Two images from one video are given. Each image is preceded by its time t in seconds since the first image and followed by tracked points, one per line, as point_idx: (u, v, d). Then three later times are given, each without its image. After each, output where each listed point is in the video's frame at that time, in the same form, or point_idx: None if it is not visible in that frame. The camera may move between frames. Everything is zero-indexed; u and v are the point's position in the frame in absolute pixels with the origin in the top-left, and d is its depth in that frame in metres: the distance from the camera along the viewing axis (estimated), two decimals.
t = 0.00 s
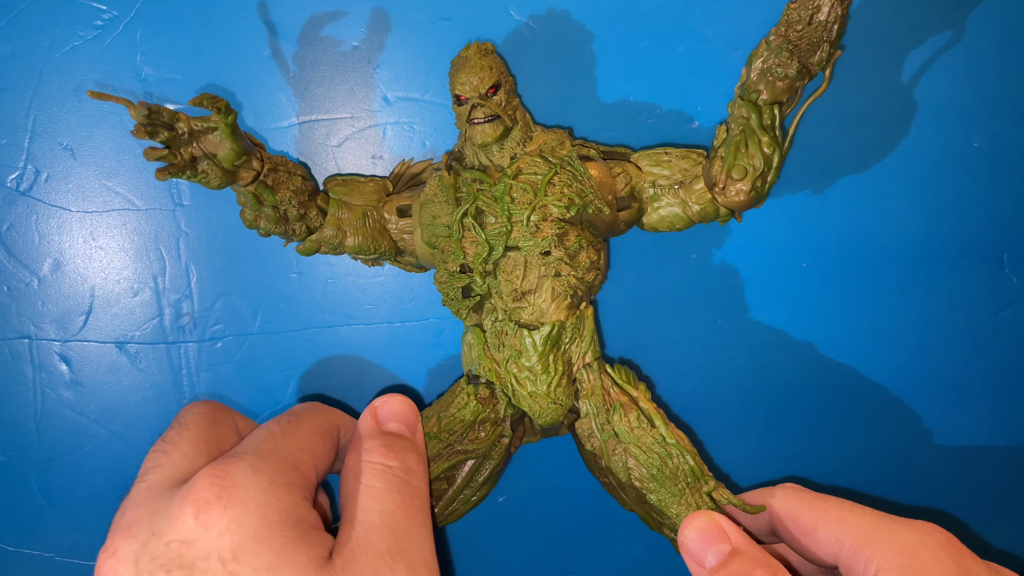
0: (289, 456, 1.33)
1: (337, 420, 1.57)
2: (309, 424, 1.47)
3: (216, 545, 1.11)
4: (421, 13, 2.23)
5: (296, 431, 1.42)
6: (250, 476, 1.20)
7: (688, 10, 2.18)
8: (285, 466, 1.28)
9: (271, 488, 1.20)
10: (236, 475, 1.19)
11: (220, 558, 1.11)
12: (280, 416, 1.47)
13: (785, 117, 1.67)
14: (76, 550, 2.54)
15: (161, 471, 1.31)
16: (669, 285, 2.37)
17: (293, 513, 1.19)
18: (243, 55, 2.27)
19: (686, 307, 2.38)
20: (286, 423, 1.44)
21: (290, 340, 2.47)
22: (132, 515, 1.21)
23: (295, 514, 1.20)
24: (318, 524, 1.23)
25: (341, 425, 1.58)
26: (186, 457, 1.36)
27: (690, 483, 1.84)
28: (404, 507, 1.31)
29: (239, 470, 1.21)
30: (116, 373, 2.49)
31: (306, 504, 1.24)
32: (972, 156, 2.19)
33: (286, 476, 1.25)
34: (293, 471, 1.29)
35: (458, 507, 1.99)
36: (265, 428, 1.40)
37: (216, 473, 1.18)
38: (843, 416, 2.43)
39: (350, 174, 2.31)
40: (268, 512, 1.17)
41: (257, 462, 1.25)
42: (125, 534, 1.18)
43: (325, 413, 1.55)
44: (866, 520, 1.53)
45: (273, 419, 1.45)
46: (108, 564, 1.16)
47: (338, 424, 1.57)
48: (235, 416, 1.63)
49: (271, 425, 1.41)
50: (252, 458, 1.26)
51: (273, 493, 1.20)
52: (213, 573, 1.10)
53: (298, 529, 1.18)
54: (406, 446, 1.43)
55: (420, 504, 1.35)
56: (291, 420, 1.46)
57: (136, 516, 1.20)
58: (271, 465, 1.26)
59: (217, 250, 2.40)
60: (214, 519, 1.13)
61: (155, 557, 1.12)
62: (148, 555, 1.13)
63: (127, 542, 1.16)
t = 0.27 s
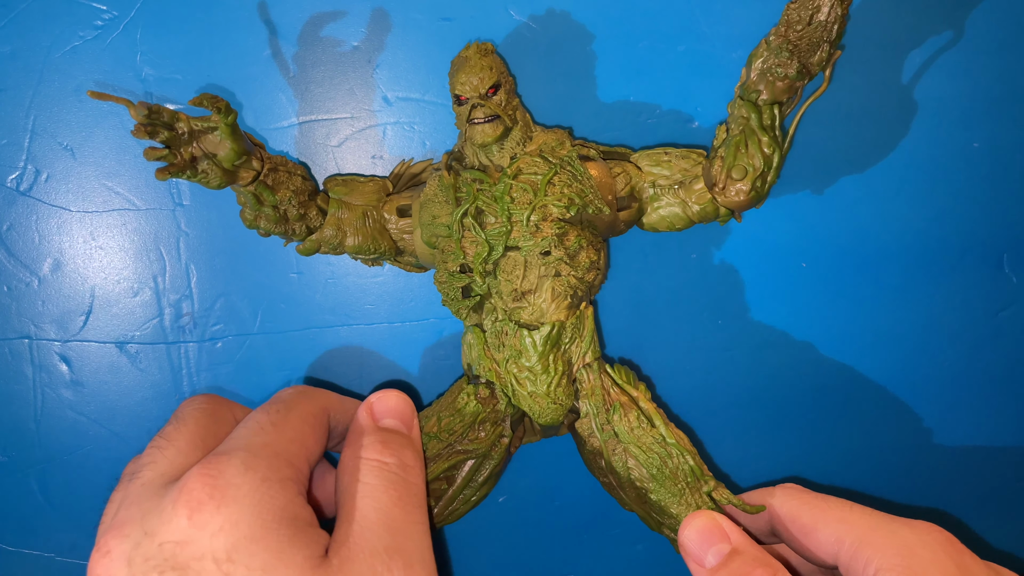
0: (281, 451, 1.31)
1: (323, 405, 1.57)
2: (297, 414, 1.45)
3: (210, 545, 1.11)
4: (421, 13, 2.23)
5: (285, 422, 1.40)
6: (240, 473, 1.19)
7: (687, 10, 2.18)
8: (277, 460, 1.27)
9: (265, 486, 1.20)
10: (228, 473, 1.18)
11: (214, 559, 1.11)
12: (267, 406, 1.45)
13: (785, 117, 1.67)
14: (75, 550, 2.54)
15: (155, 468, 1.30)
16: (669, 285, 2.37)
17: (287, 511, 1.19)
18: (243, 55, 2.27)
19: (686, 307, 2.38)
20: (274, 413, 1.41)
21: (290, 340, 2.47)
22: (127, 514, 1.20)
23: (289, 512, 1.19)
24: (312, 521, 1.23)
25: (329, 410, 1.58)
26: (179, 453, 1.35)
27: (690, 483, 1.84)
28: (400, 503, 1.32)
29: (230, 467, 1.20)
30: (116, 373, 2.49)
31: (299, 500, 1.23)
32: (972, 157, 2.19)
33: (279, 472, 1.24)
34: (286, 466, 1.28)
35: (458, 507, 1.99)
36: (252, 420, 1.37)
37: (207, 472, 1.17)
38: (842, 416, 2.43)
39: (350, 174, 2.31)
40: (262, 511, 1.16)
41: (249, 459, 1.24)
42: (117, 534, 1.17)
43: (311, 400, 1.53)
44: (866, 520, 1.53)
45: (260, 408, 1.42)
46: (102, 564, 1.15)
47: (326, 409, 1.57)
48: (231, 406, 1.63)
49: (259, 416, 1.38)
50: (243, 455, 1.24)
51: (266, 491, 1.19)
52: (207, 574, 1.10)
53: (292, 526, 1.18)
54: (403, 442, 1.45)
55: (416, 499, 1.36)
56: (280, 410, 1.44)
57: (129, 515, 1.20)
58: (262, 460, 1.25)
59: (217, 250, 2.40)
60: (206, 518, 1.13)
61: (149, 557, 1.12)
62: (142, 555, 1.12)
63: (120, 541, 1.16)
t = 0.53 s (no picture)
0: (289, 453, 1.17)
1: (361, 389, 1.40)
2: (322, 402, 1.29)
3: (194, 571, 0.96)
4: (421, 13, 2.23)
5: (303, 413, 1.24)
6: (232, 483, 1.05)
7: (688, 10, 2.18)
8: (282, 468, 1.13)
9: (257, 503, 1.06)
10: (217, 478, 1.04)
11: None
12: (293, 384, 1.29)
13: (785, 117, 1.67)
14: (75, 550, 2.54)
15: (161, 438, 1.12)
16: (669, 285, 2.36)
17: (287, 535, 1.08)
18: (243, 55, 2.27)
19: (687, 307, 2.38)
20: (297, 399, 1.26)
21: (290, 340, 2.47)
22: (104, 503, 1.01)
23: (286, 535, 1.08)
24: (317, 543, 1.14)
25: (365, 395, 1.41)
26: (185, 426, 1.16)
27: (690, 483, 1.84)
28: (418, 514, 1.25)
29: (221, 472, 1.05)
30: (116, 374, 2.48)
31: (300, 520, 1.12)
32: (972, 157, 2.19)
33: (279, 482, 1.11)
34: (289, 473, 1.15)
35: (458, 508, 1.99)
36: (266, 404, 1.22)
37: (192, 473, 1.02)
38: (842, 417, 2.43)
39: (350, 174, 2.31)
40: (252, 535, 1.03)
41: (247, 463, 1.09)
42: (95, 516, 0.98)
43: (347, 383, 1.37)
44: (866, 520, 1.53)
45: (283, 389, 1.26)
46: (70, 550, 0.97)
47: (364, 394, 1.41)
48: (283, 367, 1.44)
49: (276, 402, 1.22)
50: (241, 457, 1.09)
51: (258, 512, 1.05)
52: None
53: (291, 552, 1.07)
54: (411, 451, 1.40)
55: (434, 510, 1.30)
56: (304, 394, 1.28)
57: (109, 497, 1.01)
58: (261, 464, 1.11)
59: (217, 250, 2.40)
60: (186, 533, 0.98)
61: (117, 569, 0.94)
62: (112, 562, 0.95)
63: (96, 529, 0.97)
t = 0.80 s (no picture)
0: (311, 454, 1.24)
1: (385, 396, 1.51)
2: (345, 407, 1.39)
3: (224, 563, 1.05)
4: (421, 13, 2.23)
5: (329, 417, 1.34)
6: (258, 479, 1.13)
7: (688, 10, 2.18)
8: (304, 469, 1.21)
9: (281, 497, 1.13)
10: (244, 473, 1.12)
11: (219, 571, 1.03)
12: (321, 391, 1.39)
13: (785, 117, 1.67)
14: (75, 550, 2.54)
15: (194, 439, 1.25)
16: (669, 285, 2.37)
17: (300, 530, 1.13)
18: (244, 56, 2.27)
19: (687, 307, 2.38)
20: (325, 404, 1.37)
21: (290, 340, 2.47)
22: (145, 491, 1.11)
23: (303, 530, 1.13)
24: (332, 539, 1.18)
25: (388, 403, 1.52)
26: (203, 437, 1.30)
27: (690, 483, 1.84)
28: (433, 523, 1.33)
29: (248, 467, 1.13)
30: (116, 374, 2.49)
31: (317, 518, 1.17)
32: (972, 157, 2.19)
33: (301, 481, 1.18)
34: (311, 474, 1.21)
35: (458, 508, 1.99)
36: (295, 408, 1.32)
37: (223, 466, 1.10)
38: (843, 417, 2.43)
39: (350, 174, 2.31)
40: (274, 528, 1.10)
41: (273, 462, 1.17)
42: (130, 508, 1.08)
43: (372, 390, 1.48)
44: (866, 520, 1.53)
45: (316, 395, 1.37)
46: (107, 538, 1.05)
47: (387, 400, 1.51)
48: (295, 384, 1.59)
49: (306, 405, 1.33)
50: (269, 455, 1.18)
51: (280, 505, 1.12)
52: None
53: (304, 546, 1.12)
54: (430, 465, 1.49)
55: (449, 521, 1.37)
56: (329, 399, 1.38)
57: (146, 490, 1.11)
58: (285, 463, 1.19)
59: (217, 251, 2.40)
60: (213, 521, 1.05)
61: (150, 550, 1.03)
62: (146, 545, 1.03)
63: (131, 519, 1.06)
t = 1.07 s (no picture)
0: (329, 458, 1.13)
1: (418, 393, 1.33)
2: (372, 408, 1.23)
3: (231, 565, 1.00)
4: (421, 13, 2.23)
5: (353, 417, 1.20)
6: (271, 483, 1.05)
7: (688, 10, 2.18)
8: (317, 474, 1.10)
9: (293, 504, 1.05)
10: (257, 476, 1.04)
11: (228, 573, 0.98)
12: (349, 385, 1.25)
13: (785, 117, 1.67)
14: (75, 550, 2.54)
15: (222, 436, 1.21)
16: (669, 285, 2.37)
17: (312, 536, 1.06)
18: (243, 55, 2.27)
19: (687, 307, 2.38)
20: (349, 403, 1.22)
21: (290, 340, 2.47)
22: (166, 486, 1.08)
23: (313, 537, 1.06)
24: (345, 547, 1.11)
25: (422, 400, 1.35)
26: (237, 429, 1.24)
27: (690, 483, 1.84)
28: (455, 532, 1.24)
29: (262, 470, 1.05)
30: (116, 374, 2.49)
31: (330, 526, 1.09)
32: (972, 157, 2.19)
33: (315, 487, 1.09)
34: (326, 479, 1.11)
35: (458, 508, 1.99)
36: (318, 405, 1.20)
37: (237, 468, 1.03)
38: (842, 416, 2.43)
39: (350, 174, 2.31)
40: (284, 535, 1.03)
41: (287, 465, 1.08)
42: (155, 502, 1.05)
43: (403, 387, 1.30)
44: (866, 520, 1.53)
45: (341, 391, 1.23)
46: (130, 531, 1.03)
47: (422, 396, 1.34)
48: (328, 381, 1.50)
49: (330, 403, 1.20)
50: (283, 458, 1.09)
51: (291, 512, 1.05)
52: None
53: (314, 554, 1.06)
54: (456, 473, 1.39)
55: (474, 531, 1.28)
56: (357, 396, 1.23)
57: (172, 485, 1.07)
58: (300, 468, 1.09)
59: (217, 251, 2.40)
60: (224, 524, 0.99)
61: (165, 548, 0.99)
62: (163, 542, 1.00)
63: (155, 513, 1.04)
